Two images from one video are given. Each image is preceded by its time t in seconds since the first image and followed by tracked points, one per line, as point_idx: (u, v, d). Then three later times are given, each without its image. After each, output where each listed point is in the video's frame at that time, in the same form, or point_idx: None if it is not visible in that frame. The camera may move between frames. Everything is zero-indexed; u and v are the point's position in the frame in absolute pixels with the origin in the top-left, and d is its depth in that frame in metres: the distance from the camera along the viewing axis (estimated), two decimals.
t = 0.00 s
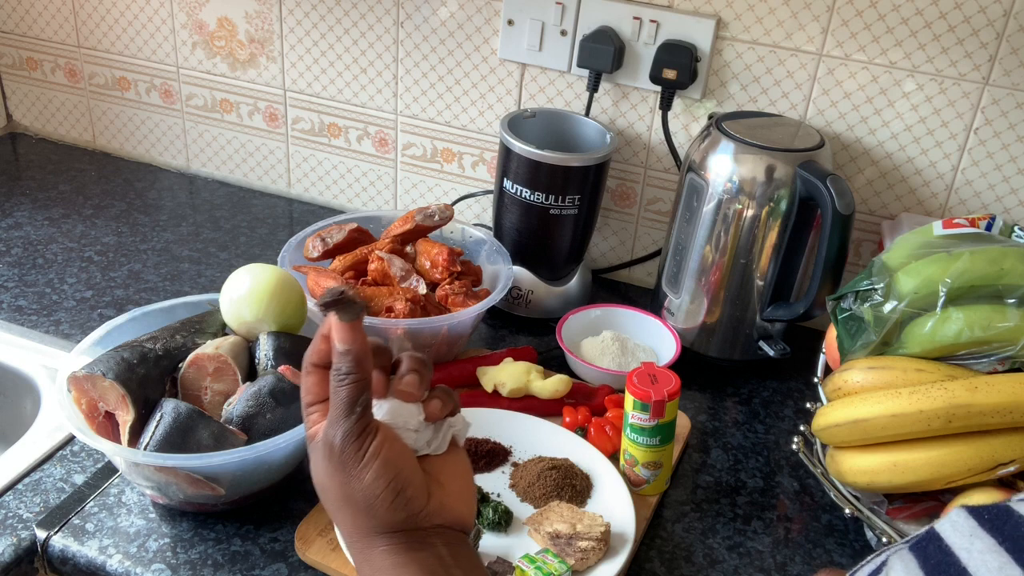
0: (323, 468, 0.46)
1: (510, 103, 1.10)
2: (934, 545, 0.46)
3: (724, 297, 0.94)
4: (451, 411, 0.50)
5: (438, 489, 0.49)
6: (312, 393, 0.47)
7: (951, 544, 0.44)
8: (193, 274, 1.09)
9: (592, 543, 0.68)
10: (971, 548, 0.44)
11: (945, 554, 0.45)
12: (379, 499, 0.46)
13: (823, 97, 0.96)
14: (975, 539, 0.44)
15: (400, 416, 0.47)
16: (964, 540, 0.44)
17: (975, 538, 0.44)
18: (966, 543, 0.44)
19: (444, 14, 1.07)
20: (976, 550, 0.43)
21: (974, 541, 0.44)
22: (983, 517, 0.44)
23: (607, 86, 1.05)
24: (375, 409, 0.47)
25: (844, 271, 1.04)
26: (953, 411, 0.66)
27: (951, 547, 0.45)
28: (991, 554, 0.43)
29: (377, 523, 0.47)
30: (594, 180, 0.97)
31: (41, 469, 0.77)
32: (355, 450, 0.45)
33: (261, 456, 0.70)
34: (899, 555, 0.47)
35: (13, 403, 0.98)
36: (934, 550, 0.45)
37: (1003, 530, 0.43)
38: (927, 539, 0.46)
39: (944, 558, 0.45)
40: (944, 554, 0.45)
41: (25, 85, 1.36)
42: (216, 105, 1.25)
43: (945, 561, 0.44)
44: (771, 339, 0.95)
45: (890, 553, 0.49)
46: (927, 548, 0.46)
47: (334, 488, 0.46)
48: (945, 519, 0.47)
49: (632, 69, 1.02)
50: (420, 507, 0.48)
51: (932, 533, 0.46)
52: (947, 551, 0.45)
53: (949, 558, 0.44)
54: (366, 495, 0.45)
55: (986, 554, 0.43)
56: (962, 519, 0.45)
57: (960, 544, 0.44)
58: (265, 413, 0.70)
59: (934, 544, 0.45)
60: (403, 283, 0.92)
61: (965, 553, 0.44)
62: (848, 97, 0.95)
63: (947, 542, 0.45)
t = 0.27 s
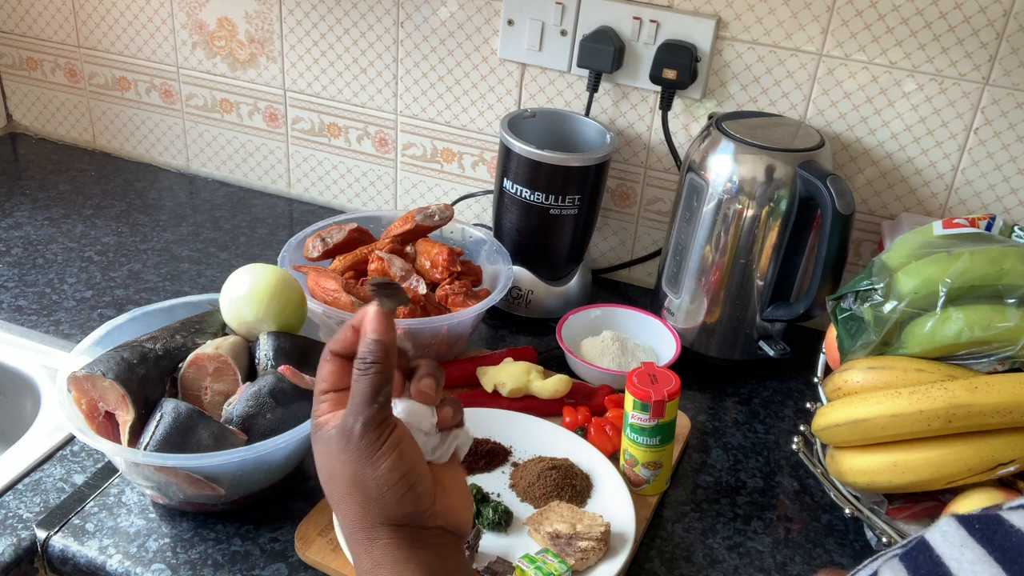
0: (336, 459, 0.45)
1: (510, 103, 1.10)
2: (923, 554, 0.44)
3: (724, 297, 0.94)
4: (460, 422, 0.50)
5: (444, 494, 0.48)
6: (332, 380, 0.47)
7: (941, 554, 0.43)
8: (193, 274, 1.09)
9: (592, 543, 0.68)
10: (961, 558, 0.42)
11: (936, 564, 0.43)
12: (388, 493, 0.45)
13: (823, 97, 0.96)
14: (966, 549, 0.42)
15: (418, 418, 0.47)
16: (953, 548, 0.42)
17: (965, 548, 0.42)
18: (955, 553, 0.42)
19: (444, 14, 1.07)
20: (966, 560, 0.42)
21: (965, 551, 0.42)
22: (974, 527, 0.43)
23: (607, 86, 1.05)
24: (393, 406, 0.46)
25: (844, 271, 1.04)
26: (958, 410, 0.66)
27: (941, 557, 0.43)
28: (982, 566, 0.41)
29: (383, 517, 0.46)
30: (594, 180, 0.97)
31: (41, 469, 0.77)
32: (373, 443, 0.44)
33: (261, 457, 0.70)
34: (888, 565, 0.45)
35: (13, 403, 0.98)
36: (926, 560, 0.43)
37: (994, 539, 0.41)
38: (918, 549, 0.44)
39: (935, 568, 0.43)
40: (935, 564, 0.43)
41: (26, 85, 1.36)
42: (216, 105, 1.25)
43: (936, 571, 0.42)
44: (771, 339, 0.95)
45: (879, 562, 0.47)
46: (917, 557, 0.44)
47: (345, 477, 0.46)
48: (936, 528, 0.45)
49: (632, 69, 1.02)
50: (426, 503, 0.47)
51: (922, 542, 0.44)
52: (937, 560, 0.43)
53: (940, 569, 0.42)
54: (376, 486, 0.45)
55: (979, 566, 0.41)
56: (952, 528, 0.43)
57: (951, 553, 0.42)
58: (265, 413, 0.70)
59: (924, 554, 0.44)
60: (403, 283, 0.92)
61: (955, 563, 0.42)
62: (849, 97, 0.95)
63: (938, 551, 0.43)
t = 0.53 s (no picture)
0: (346, 503, 0.48)
1: (510, 103, 1.10)
2: (908, 562, 0.44)
3: (724, 297, 0.94)
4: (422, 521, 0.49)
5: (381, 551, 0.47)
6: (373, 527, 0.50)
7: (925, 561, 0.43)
8: (193, 274, 1.09)
9: (592, 543, 0.68)
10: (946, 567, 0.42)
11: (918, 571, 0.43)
12: None
13: (823, 97, 0.96)
14: (949, 557, 0.42)
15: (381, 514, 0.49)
16: (937, 556, 0.43)
17: (949, 557, 0.42)
18: (939, 561, 0.42)
19: (444, 14, 1.07)
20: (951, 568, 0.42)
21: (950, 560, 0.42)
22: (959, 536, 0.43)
23: (607, 86, 1.05)
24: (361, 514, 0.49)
25: (844, 271, 1.04)
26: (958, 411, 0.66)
27: (924, 564, 0.43)
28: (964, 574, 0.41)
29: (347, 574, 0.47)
30: (595, 180, 0.97)
31: (41, 469, 0.77)
32: (380, 502, 0.49)
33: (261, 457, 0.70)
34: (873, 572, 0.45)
35: (13, 403, 0.98)
36: (911, 567, 0.43)
37: (978, 549, 0.42)
38: (902, 558, 0.44)
39: None
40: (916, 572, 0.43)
41: (26, 85, 1.36)
42: (216, 105, 1.25)
43: None
44: (771, 339, 0.95)
45: (864, 568, 0.47)
46: (902, 563, 0.44)
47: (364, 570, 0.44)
48: (925, 536, 0.45)
49: (632, 69, 1.02)
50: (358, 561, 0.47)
51: (907, 550, 0.45)
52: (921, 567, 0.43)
53: None
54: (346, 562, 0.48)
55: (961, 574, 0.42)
56: (937, 536, 0.44)
57: (934, 561, 0.43)
58: (265, 413, 0.70)
59: (910, 562, 0.44)
60: (403, 283, 0.92)
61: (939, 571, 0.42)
62: (849, 97, 0.95)
63: (922, 558, 0.43)
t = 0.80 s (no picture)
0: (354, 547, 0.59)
1: (510, 103, 1.10)
2: (880, 543, 0.51)
3: (724, 297, 0.94)
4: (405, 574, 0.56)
5: None
6: None
7: (891, 540, 0.50)
8: (193, 274, 1.09)
9: (592, 543, 0.68)
10: (909, 543, 0.49)
11: (887, 550, 0.50)
12: None
13: (823, 97, 0.96)
14: (911, 534, 0.49)
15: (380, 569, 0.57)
16: (903, 535, 0.50)
17: (911, 533, 0.49)
18: (903, 537, 0.49)
19: (444, 14, 1.07)
20: (911, 544, 0.49)
21: (911, 535, 0.49)
22: (922, 517, 0.50)
23: (607, 86, 1.05)
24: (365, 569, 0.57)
25: (844, 271, 1.04)
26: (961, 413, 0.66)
27: (891, 543, 0.50)
28: (923, 548, 0.48)
29: None
30: (595, 180, 0.97)
31: (41, 469, 0.77)
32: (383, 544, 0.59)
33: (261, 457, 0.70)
34: (851, 553, 0.52)
35: (13, 403, 0.98)
36: (880, 547, 0.50)
37: (936, 527, 0.49)
38: (876, 541, 0.51)
39: (885, 554, 0.50)
40: (886, 551, 0.50)
41: (25, 85, 1.36)
42: (216, 105, 1.25)
43: (887, 556, 0.50)
44: (771, 339, 0.95)
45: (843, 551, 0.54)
46: (875, 542, 0.51)
47: None
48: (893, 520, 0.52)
49: (632, 69, 1.02)
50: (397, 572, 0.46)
51: (880, 532, 0.52)
52: (888, 546, 0.50)
53: (891, 553, 0.50)
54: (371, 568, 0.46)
55: (923, 550, 0.48)
56: (903, 518, 0.51)
57: (899, 539, 0.50)
58: (265, 413, 0.70)
59: (880, 542, 0.51)
60: (403, 283, 0.92)
61: (902, 546, 0.49)
62: (848, 97, 0.95)
63: (892, 540, 0.50)
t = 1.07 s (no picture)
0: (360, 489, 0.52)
1: (510, 103, 1.10)
2: (877, 529, 0.46)
3: (724, 296, 0.94)
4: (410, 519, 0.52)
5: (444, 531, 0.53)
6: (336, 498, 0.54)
7: (890, 526, 0.45)
8: (193, 274, 1.09)
9: (592, 543, 0.68)
10: (909, 530, 0.45)
11: (885, 538, 0.45)
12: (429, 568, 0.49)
13: (823, 97, 0.96)
14: (911, 521, 0.45)
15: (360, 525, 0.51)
16: (902, 522, 0.45)
17: (912, 520, 0.45)
18: (902, 525, 0.45)
19: (444, 14, 1.07)
20: (911, 531, 0.44)
21: (911, 522, 0.45)
22: (923, 502, 0.45)
23: (607, 86, 1.05)
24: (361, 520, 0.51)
25: (844, 271, 1.04)
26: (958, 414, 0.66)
27: (889, 530, 0.45)
28: (924, 535, 0.44)
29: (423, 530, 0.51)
30: (595, 180, 0.97)
31: (41, 469, 0.77)
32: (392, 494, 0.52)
33: (261, 457, 0.70)
34: (848, 540, 0.48)
35: (13, 403, 0.98)
36: (878, 534, 0.46)
37: (936, 512, 0.44)
38: (873, 527, 0.47)
39: (883, 541, 0.45)
40: (882, 538, 0.46)
41: (25, 85, 1.36)
42: (216, 105, 1.25)
43: (885, 542, 0.45)
44: (771, 340, 0.95)
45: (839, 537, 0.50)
46: (873, 531, 0.47)
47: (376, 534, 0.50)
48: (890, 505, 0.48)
49: (632, 69, 1.02)
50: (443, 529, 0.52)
51: (878, 517, 0.47)
52: (886, 531, 0.45)
53: (888, 541, 0.45)
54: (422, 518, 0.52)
55: (922, 535, 0.44)
56: (903, 504, 0.46)
57: (898, 525, 0.45)
58: (265, 413, 0.70)
59: (877, 528, 0.46)
60: (403, 283, 0.92)
61: (901, 534, 0.45)
62: (849, 97, 0.95)
63: (890, 526, 0.46)
